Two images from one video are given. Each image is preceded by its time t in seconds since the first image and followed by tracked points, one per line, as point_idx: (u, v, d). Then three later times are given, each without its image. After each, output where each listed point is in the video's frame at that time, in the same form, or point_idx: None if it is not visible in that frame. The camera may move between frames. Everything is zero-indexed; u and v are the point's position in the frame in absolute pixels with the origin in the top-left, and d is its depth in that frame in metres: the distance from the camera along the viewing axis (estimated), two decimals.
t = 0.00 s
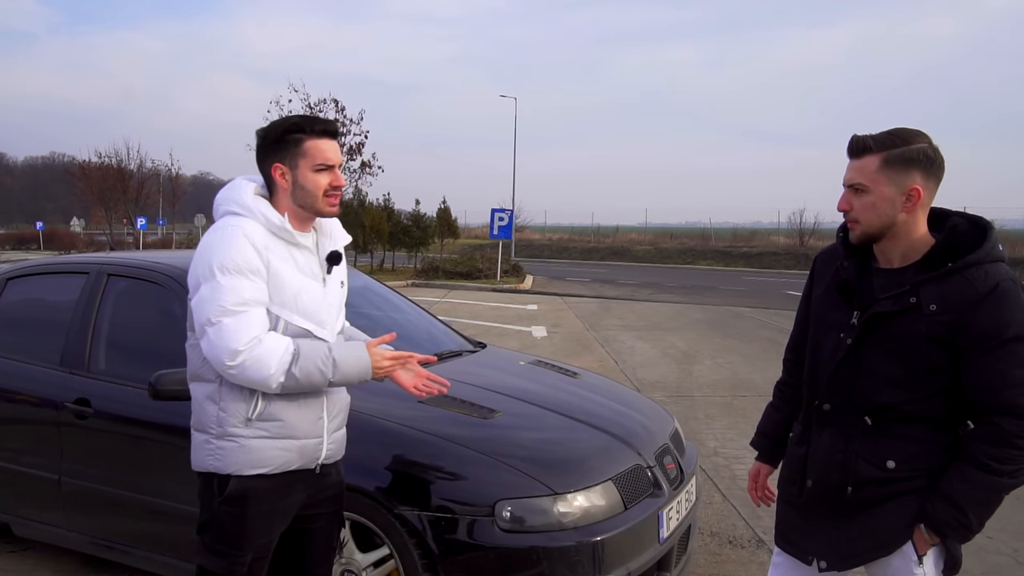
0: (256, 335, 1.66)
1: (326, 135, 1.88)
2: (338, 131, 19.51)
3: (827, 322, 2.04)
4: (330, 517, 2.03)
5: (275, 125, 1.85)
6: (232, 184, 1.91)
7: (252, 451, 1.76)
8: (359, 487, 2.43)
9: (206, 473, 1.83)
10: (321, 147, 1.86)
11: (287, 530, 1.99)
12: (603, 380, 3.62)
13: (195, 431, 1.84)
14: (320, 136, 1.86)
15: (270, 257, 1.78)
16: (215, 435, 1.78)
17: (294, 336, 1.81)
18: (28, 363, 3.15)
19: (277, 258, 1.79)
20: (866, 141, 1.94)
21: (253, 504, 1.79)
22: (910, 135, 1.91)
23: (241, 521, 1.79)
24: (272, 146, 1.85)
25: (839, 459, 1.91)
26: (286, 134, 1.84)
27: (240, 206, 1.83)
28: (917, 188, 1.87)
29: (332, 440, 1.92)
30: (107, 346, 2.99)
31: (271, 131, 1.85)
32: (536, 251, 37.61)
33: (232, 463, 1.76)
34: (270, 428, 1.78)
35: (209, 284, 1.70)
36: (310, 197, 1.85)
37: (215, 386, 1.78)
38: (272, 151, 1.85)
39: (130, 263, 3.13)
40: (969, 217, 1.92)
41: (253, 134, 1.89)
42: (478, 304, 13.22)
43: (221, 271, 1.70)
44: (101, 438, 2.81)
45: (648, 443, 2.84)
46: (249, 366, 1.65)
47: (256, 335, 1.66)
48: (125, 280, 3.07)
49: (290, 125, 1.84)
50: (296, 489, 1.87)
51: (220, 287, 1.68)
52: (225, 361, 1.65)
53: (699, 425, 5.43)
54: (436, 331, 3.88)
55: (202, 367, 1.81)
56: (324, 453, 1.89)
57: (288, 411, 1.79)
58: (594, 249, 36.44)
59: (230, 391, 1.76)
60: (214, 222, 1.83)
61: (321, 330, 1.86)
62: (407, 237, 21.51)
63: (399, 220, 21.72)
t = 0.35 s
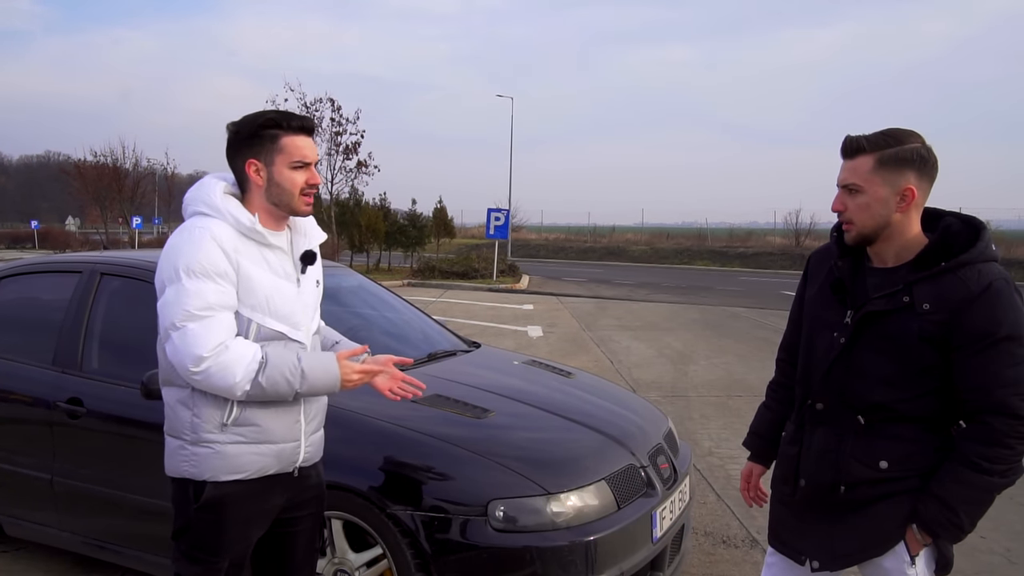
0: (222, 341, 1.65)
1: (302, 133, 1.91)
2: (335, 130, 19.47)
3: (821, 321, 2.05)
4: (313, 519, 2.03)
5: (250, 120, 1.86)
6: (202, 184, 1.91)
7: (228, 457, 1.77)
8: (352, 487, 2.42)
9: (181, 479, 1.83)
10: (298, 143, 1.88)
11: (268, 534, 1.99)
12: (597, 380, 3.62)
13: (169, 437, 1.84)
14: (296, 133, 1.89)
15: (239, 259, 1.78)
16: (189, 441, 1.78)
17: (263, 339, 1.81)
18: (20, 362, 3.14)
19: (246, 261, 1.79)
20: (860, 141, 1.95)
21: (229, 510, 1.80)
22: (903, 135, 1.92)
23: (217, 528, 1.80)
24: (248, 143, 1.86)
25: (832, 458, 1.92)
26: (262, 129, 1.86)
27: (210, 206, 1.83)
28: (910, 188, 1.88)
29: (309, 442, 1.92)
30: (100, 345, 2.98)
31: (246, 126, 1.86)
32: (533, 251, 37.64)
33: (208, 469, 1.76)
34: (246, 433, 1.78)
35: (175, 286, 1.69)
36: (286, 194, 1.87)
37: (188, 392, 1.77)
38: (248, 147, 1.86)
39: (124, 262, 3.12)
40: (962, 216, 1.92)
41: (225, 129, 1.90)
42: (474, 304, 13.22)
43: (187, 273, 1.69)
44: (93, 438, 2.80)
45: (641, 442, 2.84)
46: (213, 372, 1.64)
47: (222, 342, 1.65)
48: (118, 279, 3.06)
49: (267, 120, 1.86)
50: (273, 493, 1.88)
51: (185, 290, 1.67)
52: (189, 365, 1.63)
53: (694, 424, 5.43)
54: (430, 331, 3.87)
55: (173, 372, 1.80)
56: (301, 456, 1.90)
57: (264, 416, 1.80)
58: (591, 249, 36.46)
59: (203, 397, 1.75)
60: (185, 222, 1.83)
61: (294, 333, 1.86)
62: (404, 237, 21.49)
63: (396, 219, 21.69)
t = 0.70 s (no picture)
0: (145, 345, 1.68)
1: (262, 131, 1.93)
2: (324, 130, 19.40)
3: (802, 319, 2.07)
4: (289, 522, 2.03)
5: (209, 118, 1.87)
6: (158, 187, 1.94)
7: (190, 463, 1.78)
8: (338, 486, 2.42)
9: (148, 484, 1.85)
10: (259, 141, 1.90)
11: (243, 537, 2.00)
12: (583, 380, 3.63)
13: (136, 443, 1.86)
14: (256, 132, 1.91)
15: (181, 263, 1.80)
16: (153, 447, 1.80)
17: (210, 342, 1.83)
18: (4, 363, 3.12)
19: (190, 264, 1.81)
20: (850, 136, 1.97)
21: (193, 515, 1.80)
22: (893, 135, 1.94)
23: (181, 532, 1.81)
24: (209, 142, 1.88)
25: (812, 456, 1.94)
26: (220, 127, 1.87)
27: (159, 211, 1.86)
28: (894, 186, 1.90)
29: (279, 447, 1.92)
30: (85, 346, 2.97)
31: (204, 124, 1.87)
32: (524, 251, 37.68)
33: (171, 475, 1.78)
34: (209, 440, 1.79)
35: (110, 291, 1.73)
36: (248, 192, 1.89)
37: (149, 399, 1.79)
38: (210, 146, 1.88)
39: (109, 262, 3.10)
40: (945, 218, 1.94)
41: (184, 126, 1.91)
42: (464, 304, 13.21)
43: (122, 279, 1.73)
44: (77, 439, 2.79)
45: (628, 441, 2.85)
46: (135, 376, 1.67)
47: (145, 346, 1.68)
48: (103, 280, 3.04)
49: (226, 117, 1.88)
50: (243, 498, 1.88)
51: (115, 295, 1.71)
52: (113, 370, 1.67)
53: (682, 424, 5.46)
54: (418, 331, 3.87)
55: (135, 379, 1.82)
56: (271, 461, 1.89)
57: (227, 422, 1.80)
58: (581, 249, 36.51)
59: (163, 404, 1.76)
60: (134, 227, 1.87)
61: (252, 336, 1.88)
62: (394, 237, 21.45)
63: (386, 220, 21.65)
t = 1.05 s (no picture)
0: (134, 344, 1.68)
1: (253, 130, 1.92)
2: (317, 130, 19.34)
3: (794, 318, 2.07)
4: (282, 523, 2.03)
5: (198, 118, 1.87)
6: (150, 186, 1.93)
7: (180, 463, 1.77)
8: (331, 487, 2.42)
9: (139, 483, 1.84)
10: (249, 140, 1.89)
11: (235, 537, 1.99)
12: (576, 380, 3.63)
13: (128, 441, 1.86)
14: (246, 131, 1.90)
15: (172, 263, 1.79)
16: (144, 446, 1.80)
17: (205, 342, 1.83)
18: None
19: (181, 264, 1.81)
20: (837, 137, 1.98)
21: (184, 514, 1.80)
22: (880, 134, 1.95)
23: (171, 533, 1.80)
24: (199, 142, 1.87)
25: (804, 455, 1.95)
26: (210, 126, 1.86)
27: (150, 211, 1.85)
28: (884, 185, 1.90)
29: (271, 449, 1.91)
30: (76, 346, 2.95)
31: (194, 124, 1.87)
32: (517, 251, 37.69)
33: (161, 475, 1.77)
34: (199, 440, 1.78)
35: (100, 290, 1.73)
36: (239, 191, 1.88)
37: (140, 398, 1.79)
38: (201, 146, 1.87)
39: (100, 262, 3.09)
40: (936, 217, 1.95)
41: (175, 127, 1.91)
42: (457, 304, 13.20)
43: (112, 279, 1.73)
44: (68, 439, 2.78)
45: (621, 441, 2.86)
46: (124, 374, 1.67)
47: (134, 344, 1.68)
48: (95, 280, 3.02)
49: (215, 117, 1.87)
50: (235, 498, 1.88)
51: (106, 295, 1.71)
52: (103, 369, 1.68)
53: (675, 423, 5.47)
54: (412, 331, 3.87)
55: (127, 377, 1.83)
56: (262, 463, 1.89)
57: (218, 422, 1.79)
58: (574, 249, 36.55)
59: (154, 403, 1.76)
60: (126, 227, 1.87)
61: (244, 335, 1.87)
62: (387, 237, 21.42)
63: (379, 219, 21.61)
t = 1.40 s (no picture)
0: (112, 343, 1.64)
1: (231, 125, 1.88)
2: (284, 128, 19.07)
3: (760, 316, 2.10)
4: (260, 526, 1.99)
5: (175, 112, 1.84)
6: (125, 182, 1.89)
7: (158, 464, 1.73)
8: (300, 488, 2.38)
9: (113, 485, 1.80)
10: (226, 134, 1.85)
11: (210, 539, 1.95)
12: (548, 378, 3.64)
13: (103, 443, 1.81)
14: (223, 125, 1.86)
15: (151, 259, 1.75)
16: (120, 447, 1.75)
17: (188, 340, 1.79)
18: None
19: (160, 260, 1.77)
20: (788, 140, 2.02)
21: (160, 517, 1.75)
22: (830, 133, 1.98)
23: (147, 535, 1.76)
24: (174, 136, 1.84)
25: (770, 453, 1.97)
26: (187, 120, 1.83)
27: (128, 207, 1.80)
28: (837, 183, 1.94)
29: (251, 449, 1.88)
30: (35, 347, 2.86)
31: (171, 118, 1.84)
32: (486, 250, 37.67)
33: (138, 476, 1.73)
34: (178, 441, 1.74)
35: (75, 287, 1.69)
36: (213, 186, 1.84)
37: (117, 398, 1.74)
38: (176, 140, 1.84)
39: (60, 261, 3.00)
40: (895, 214, 1.99)
41: (153, 122, 1.88)
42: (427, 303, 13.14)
43: (89, 275, 1.68)
44: (27, 443, 2.69)
45: (592, 439, 2.87)
46: (102, 373, 1.62)
47: (112, 343, 1.63)
48: (54, 279, 2.93)
49: (192, 111, 1.84)
50: (213, 500, 1.83)
51: (82, 291, 1.67)
52: (79, 367, 1.63)
53: (644, 420, 5.51)
54: (382, 330, 3.84)
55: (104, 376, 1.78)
56: (242, 464, 1.85)
57: (196, 422, 1.75)
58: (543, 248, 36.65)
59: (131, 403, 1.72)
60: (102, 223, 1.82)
61: (223, 335, 1.83)
62: (355, 236, 21.21)
63: (347, 218, 21.40)
